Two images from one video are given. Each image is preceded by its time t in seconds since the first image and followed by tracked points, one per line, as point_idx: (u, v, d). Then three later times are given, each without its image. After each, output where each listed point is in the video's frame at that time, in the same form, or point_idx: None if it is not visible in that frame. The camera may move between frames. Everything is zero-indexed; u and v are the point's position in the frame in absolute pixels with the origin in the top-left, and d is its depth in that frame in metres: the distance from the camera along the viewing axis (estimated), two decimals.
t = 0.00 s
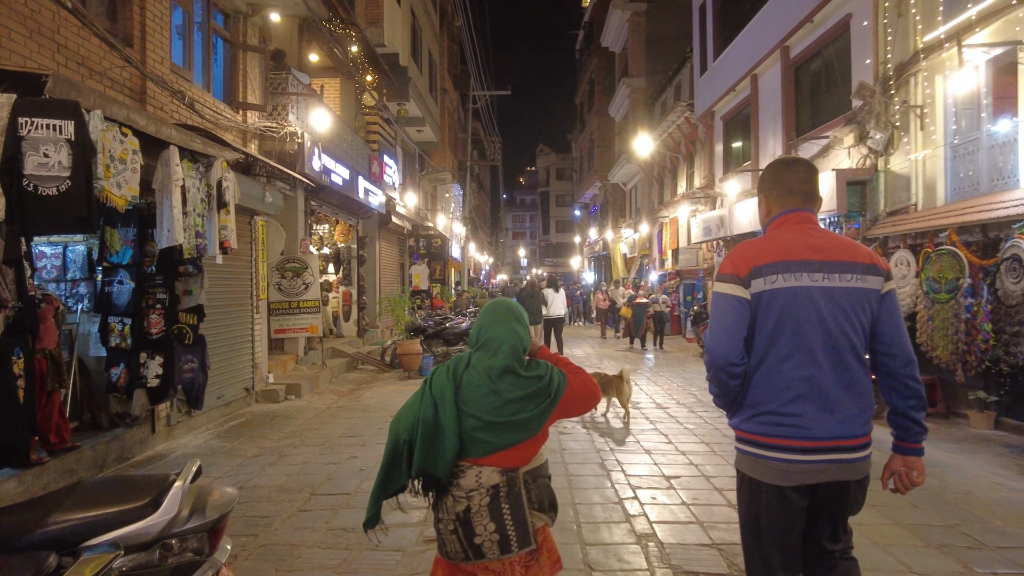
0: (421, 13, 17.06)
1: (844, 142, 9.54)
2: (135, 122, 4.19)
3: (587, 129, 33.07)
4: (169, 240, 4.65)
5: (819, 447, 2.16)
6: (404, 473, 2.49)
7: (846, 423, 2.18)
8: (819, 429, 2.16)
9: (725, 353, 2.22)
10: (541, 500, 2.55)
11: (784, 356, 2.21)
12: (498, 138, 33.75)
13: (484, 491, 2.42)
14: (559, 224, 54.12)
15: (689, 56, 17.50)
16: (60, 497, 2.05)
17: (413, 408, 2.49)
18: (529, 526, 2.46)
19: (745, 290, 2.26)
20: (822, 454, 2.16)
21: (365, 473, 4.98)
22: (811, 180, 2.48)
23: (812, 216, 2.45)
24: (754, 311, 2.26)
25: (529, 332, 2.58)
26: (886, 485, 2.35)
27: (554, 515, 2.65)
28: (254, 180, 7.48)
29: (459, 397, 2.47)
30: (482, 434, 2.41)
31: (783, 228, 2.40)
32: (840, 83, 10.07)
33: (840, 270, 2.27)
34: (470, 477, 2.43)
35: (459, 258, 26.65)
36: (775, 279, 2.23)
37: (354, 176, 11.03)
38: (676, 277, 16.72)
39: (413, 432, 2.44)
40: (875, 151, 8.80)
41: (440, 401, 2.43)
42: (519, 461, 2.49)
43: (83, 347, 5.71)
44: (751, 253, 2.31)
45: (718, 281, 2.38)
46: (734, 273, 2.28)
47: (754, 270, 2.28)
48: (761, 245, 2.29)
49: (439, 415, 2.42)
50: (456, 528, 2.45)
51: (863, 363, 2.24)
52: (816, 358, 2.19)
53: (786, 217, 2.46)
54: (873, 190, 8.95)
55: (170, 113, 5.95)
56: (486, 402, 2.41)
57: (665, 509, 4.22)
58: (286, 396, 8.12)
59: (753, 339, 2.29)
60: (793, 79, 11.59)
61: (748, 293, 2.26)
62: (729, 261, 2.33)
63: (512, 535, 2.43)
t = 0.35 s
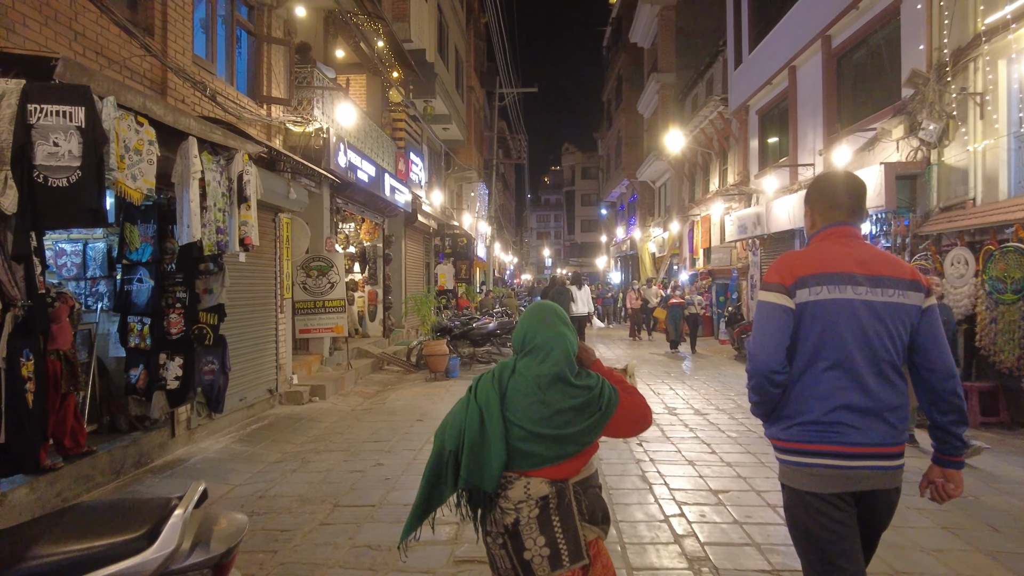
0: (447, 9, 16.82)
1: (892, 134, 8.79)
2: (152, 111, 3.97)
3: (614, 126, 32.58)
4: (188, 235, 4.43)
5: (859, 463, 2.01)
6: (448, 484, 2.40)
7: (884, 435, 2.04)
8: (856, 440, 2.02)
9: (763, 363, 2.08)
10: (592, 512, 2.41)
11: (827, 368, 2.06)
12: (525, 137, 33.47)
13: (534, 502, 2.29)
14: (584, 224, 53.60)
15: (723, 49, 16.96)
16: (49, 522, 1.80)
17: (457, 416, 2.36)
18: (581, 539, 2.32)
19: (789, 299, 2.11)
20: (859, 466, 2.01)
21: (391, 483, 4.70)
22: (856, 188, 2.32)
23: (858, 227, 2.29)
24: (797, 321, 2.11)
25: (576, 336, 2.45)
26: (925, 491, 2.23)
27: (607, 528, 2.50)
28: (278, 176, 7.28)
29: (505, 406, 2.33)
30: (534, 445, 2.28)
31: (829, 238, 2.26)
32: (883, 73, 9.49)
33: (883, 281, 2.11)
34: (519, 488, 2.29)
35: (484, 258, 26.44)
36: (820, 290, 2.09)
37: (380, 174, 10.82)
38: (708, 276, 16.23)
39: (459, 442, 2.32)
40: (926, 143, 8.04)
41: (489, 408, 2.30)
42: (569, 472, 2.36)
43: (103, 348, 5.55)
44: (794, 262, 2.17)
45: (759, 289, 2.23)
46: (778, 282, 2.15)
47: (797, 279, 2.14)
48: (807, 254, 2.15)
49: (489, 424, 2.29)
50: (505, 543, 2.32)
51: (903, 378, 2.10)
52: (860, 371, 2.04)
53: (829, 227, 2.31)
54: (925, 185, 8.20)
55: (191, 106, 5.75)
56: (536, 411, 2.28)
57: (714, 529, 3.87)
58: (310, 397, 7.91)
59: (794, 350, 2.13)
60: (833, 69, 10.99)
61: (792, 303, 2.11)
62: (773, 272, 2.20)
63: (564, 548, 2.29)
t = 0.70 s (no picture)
0: (450, 5, 16.55)
1: (911, 130, 8.48)
2: (134, 101, 3.72)
3: (620, 125, 32.27)
4: (173, 234, 4.17)
5: (857, 449, 2.17)
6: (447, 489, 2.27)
7: (876, 424, 2.19)
8: (851, 429, 2.17)
9: (771, 355, 2.21)
10: (597, 513, 2.27)
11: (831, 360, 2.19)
12: (529, 136, 33.20)
13: (536, 504, 2.17)
14: (589, 224, 53.29)
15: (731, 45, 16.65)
16: None
17: (453, 423, 2.25)
18: (584, 542, 2.18)
19: (798, 294, 2.23)
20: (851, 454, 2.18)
21: (388, 496, 4.43)
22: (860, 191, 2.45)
23: (858, 229, 2.43)
24: (805, 315, 2.23)
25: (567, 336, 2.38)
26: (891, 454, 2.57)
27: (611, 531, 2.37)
28: (275, 173, 7.02)
29: (500, 408, 2.22)
30: (531, 448, 2.16)
31: (833, 239, 2.38)
32: (901, 66, 9.18)
33: (885, 280, 2.24)
34: (519, 489, 2.16)
35: (488, 259, 26.19)
36: (827, 286, 2.21)
37: (381, 171, 10.56)
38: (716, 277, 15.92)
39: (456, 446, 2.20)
40: (948, 138, 7.71)
41: (483, 413, 2.19)
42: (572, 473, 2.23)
43: (88, 350, 5.30)
44: (803, 258, 2.28)
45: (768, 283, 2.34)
46: (787, 277, 2.26)
47: (806, 275, 2.25)
48: (816, 251, 2.26)
49: (484, 430, 2.17)
50: (505, 546, 2.19)
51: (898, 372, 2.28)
52: (861, 363, 2.18)
53: (833, 228, 2.43)
54: (946, 182, 7.90)
55: (182, 99, 5.50)
56: (531, 414, 2.17)
57: (734, 549, 3.59)
58: (308, 402, 7.65)
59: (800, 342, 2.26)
60: (848, 64, 10.68)
61: (801, 297, 2.23)
62: (782, 266, 2.31)
63: (567, 552, 2.14)
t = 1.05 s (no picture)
0: None
1: (925, 122, 8.18)
2: (98, 85, 3.43)
3: (621, 123, 31.97)
4: (144, 229, 3.88)
5: (819, 443, 2.26)
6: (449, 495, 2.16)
7: (838, 420, 2.28)
8: (812, 426, 2.27)
9: (732, 360, 2.35)
10: (602, 522, 2.20)
11: (788, 362, 2.31)
12: (530, 135, 32.90)
13: (543, 514, 2.07)
14: (590, 223, 52.99)
15: (736, 40, 16.34)
16: None
17: (460, 426, 2.13)
18: (591, 553, 2.11)
19: (754, 305, 2.35)
20: (815, 449, 2.27)
21: (375, 511, 4.15)
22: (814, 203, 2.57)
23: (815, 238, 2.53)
24: (763, 323, 2.36)
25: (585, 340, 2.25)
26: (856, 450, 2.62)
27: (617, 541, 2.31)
28: (263, 167, 6.72)
29: (510, 413, 2.09)
30: (542, 459, 2.04)
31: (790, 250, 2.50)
32: (913, 57, 8.87)
33: (838, 285, 2.34)
34: (528, 498, 2.06)
35: (488, 258, 25.93)
36: (780, 295, 2.33)
37: (376, 168, 10.28)
38: (721, 275, 15.61)
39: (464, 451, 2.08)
40: (965, 130, 7.43)
41: (494, 419, 2.06)
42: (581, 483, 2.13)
43: (62, 353, 4.98)
44: (758, 271, 2.40)
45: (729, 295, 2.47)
46: (744, 289, 2.38)
47: (761, 286, 2.37)
48: (770, 263, 2.38)
49: (494, 437, 2.05)
50: (509, 556, 2.10)
51: (860, 368, 2.35)
52: (816, 364, 2.29)
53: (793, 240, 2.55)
54: (963, 175, 7.61)
55: (162, 89, 5.20)
56: (544, 423, 2.05)
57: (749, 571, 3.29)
58: (299, 407, 7.37)
59: (761, 346, 2.39)
60: (857, 56, 10.37)
61: (757, 307, 2.35)
62: (740, 278, 2.43)
63: (573, 563, 2.07)
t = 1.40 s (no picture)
0: None
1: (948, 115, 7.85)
2: (70, 73, 3.21)
3: (629, 122, 31.62)
4: (124, 228, 3.66)
5: (794, 421, 2.28)
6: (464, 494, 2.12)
7: (813, 400, 2.30)
8: (787, 405, 2.29)
9: (709, 342, 2.40)
10: (621, 525, 2.13)
11: (763, 344, 2.36)
12: (536, 134, 32.60)
13: (558, 515, 2.01)
14: (597, 223, 52.62)
15: (746, 35, 16.00)
16: None
17: (478, 420, 2.10)
18: (608, 556, 2.04)
19: (729, 288, 2.43)
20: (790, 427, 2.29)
21: (372, 527, 3.90)
22: (794, 193, 2.62)
23: (794, 227, 2.59)
24: (739, 306, 2.42)
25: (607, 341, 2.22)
26: (856, 447, 2.49)
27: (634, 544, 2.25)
28: (259, 164, 6.49)
29: (529, 412, 2.04)
30: (559, 458, 2.00)
31: (768, 239, 2.57)
32: (935, 48, 8.54)
33: (811, 270, 2.39)
34: (543, 499, 2.01)
35: (494, 258, 25.66)
36: (755, 279, 2.39)
37: (379, 166, 10.03)
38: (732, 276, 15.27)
39: (482, 450, 2.04)
40: (991, 123, 7.09)
41: (512, 415, 2.02)
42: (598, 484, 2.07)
43: (47, 359, 4.75)
44: (734, 257, 2.47)
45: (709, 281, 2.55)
46: (720, 274, 2.46)
47: (737, 271, 2.44)
48: (745, 249, 2.45)
49: (512, 433, 2.01)
50: (524, 557, 2.05)
51: (838, 350, 2.37)
52: (791, 345, 2.33)
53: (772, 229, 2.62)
54: (989, 171, 7.29)
55: (150, 82, 4.98)
56: (563, 420, 2.02)
57: None
58: (297, 411, 7.13)
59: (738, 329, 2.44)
60: (874, 48, 10.04)
61: (732, 291, 2.42)
62: (718, 265, 2.50)
63: (591, 566, 2.00)
